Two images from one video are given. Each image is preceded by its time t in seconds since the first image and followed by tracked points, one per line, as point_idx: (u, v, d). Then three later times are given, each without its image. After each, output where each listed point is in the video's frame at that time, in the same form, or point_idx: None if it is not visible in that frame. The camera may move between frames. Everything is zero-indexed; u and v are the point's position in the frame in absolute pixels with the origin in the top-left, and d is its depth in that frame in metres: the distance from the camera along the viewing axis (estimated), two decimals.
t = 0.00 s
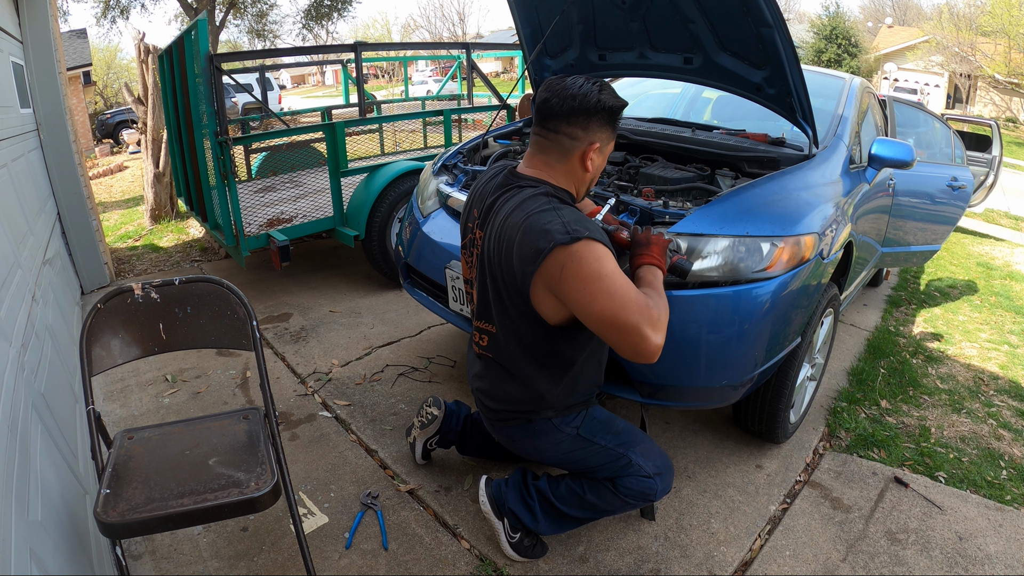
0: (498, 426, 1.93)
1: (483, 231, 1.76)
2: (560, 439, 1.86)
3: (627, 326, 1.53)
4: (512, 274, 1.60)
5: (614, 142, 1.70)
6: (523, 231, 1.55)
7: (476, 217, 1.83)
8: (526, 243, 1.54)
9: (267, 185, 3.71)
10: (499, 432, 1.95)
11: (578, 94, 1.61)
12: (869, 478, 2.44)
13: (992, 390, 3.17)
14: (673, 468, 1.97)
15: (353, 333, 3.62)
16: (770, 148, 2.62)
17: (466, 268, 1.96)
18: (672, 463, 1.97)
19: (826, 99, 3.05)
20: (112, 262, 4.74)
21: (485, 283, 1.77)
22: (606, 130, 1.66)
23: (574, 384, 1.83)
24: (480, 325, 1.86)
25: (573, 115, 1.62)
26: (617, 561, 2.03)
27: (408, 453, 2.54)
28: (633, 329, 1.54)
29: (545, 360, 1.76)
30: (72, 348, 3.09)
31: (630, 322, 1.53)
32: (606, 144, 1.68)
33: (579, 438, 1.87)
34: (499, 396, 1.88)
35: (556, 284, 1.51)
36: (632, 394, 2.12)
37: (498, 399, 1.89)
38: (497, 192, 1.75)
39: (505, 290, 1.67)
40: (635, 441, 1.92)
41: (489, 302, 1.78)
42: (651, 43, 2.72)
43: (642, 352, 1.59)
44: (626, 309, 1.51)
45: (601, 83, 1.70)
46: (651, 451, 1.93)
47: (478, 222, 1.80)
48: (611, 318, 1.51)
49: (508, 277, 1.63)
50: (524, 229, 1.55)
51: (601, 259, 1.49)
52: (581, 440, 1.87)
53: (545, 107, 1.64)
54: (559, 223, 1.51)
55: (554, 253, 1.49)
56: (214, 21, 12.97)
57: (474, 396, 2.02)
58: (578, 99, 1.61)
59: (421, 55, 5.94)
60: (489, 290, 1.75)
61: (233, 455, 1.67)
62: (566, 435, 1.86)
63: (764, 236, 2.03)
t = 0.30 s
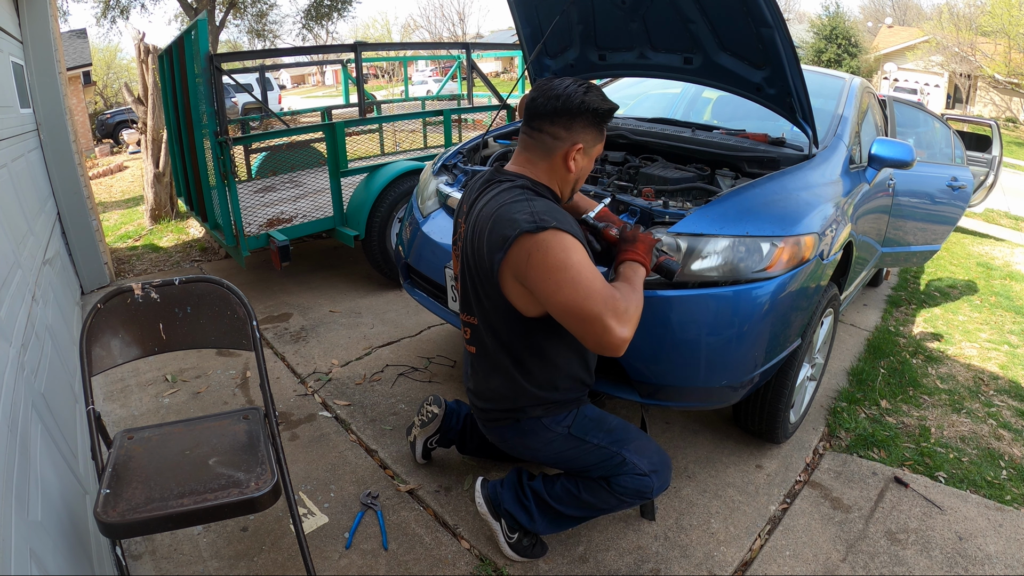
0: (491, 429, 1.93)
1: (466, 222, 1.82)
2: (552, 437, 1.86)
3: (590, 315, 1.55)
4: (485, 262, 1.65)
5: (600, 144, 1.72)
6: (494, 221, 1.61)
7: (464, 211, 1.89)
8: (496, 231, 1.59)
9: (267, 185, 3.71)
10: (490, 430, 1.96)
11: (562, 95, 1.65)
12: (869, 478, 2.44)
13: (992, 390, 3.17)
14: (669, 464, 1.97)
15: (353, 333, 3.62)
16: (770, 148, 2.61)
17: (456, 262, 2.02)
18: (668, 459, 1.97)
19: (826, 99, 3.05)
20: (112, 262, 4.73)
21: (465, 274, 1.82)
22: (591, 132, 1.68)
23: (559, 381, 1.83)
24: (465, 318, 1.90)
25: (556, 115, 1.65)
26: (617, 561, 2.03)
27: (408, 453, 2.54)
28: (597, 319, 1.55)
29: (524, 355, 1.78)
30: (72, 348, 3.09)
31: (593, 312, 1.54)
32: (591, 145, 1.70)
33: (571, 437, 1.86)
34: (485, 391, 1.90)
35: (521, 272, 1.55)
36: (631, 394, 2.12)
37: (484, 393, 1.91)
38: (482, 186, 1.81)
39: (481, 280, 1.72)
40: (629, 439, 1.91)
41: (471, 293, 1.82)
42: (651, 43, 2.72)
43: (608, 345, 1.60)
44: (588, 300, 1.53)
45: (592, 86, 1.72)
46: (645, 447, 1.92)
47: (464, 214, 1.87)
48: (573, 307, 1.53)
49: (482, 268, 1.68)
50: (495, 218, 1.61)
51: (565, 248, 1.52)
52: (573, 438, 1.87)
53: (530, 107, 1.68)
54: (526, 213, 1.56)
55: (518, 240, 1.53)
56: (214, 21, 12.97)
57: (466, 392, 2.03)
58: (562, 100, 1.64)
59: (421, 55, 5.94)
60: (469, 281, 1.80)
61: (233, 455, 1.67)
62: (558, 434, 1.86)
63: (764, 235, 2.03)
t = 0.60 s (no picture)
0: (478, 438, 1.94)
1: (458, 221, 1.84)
2: (536, 445, 1.86)
3: (570, 312, 1.55)
4: (470, 258, 1.67)
5: (595, 159, 1.73)
6: (482, 218, 1.63)
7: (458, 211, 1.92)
8: (483, 227, 1.61)
9: (267, 185, 3.71)
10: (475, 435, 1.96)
11: (561, 107, 1.67)
12: (869, 478, 2.44)
13: (992, 390, 3.17)
14: (661, 461, 1.96)
15: (353, 333, 3.62)
16: (770, 148, 2.61)
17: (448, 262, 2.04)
18: (660, 456, 1.96)
19: (826, 99, 3.05)
20: (112, 262, 4.73)
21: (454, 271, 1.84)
22: (586, 148, 1.70)
23: (542, 389, 1.83)
24: (452, 317, 1.92)
25: (552, 127, 1.67)
26: (617, 561, 2.03)
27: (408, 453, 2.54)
28: (576, 316, 1.56)
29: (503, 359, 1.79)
30: (72, 348, 3.09)
31: (573, 309, 1.55)
32: (586, 159, 1.72)
33: (555, 443, 1.87)
34: (468, 393, 1.91)
35: (504, 266, 1.57)
36: (628, 396, 2.13)
37: (467, 396, 1.92)
38: (476, 187, 1.84)
39: (467, 278, 1.74)
40: (617, 440, 1.91)
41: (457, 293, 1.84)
42: (651, 43, 2.72)
43: (588, 343, 1.61)
44: (569, 296, 1.54)
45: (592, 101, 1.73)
46: (635, 447, 1.92)
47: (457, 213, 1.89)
48: (553, 304, 1.54)
49: (468, 266, 1.69)
50: (483, 215, 1.63)
51: (549, 245, 1.53)
52: (558, 444, 1.87)
53: (529, 117, 1.71)
54: (513, 210, 1.58)
55: (503, 235, 1.55)
56: (214, 21, 12.97)
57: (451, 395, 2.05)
58: (560, 112, 1.66)
59: (421, 55, 5.94)
60: (457, 280, 1.82)
61: (233, 455, 1.67)
62: (541, 442, 1.86)
63: (765, 236, 2.03)
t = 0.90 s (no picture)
0: (469, 443, 1.95)
1: (456, 225, 1.84)
2: (526, 450, 1.87)
3: (583, 297, 1.56)
4: (471, 259, 1.66)
5: (595, 167, 1.75)
6: (484, 218, 1.63)
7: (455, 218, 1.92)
8: (485, 227, 1.61)
9: (267, 185, 3.71)
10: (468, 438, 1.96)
11: (563, 114, 1.68)
12: (869, 478, 2.44)
13: (992, 390, 3.17)
14: (655, 459, 1.96)
15: (353, 333, 3.62)
16: (770, 148, 2.62)
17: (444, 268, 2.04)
18: (654, 453, 1.96)
19: (826, 99, 3.05)
20: (112, 262, 4.74)
21: (451, 275, 1.84)
22: (587, 156, 1.71)
23: (534, 395, 1.85)
24: (446, 319, 1.92)
25: (554, 135, 1.68)
26: (617, 561, 2.03)
27: (408, 453, 2.54)
28: (591, 300, 1.57)
29: (498, 364, 1.80)
30: (72, 348, 3.09)
31: (586, 294, 1.56)
32: (586, 167, 1.74)
33: (546, 447, 1.88)
34: (458, 397, 1.91)
35: (509, 261, 1.57)
36: (628, 396, 2.13)
37: (456, 399, 1.93)
38: (473, 192, 1.84)
39: (467, 281, 1.73)
40: (609, 441, 1.91)
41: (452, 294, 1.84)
42: (651, 43, 2.72)
43: (604, 326, 1.62)
44: (581, 282, 1.55)
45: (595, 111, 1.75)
46: (627, 447, 1.92)
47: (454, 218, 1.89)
48: (566, 291, 1.55)
49: (467, 266, 1.69)
50: (484, 216, 1.63)
51: (556, 237, 1.55)
52: (548, 448, 1.88)
53: (531, 124, 1.72)
54: (516, 209, 1.59)
55: (507, 231, 1.55)
56: (214, 21, 12.97)
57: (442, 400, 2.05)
58: (563, 118, 1.68)
59: (421, 55, 5.94)
60: (454, 284, 1.82)
61: (233, 455, 1.67)
62: (531, 446, 1.87)
63: (764, 236, 2.03)
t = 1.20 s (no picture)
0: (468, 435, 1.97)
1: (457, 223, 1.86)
2: (523, 443, 1.87)
3: (597, 276, 1.58)
4: (474, 255, 1.68)
5: (597, 164, 1.77)
6: (486, 213, 1.66)
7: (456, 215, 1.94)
8: (488, 222, 1.64)
9: (267, 185, 3.71)
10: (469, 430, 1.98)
11: (564, 111, 1.70)
12: (869, 478, 2.44)
13: (992, 390, 3.17)
14: (653, 457, 1.95)
15: (353, 333, 3.62)
16: (770, 148, 2.62)
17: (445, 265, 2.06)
18: (651, 451, 1.95)
19: (826, 99, 3.05)
20: (112, 262, 4.74)
21: (453, 271, 1.85)
22: (589, 152, 1.73)
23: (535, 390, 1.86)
24: (446, 313, 1.95)
25: (556, 131, 1.71)
26: (617, 561, 2.03)
27: (408, 453, 2.54)
28: (605, 276, 1.59)
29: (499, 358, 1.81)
30: (72, 347, 3.09)
31: (600, 271, 1.58)
32: (587, 164, 1.75)
33: (542, 440, 1.88)
34: (460, 391, 1.93)
35: (518, 251, 1.59)
36: (627, 396, 2.13)
37: (455, 390, 1.95)
38: (472, 190, 1.86)
39: (469, 277, 1.75)
40: (606, 436, 1.90)
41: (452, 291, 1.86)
42: (651, 43, 2.72)
43: (621, 302, 1.63)
44: (593, 262, 1.57)
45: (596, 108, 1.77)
46: (624, 443, 1.91)
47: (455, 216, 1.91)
48: (579, 271, 1.57)
49: (469, 261, 1.71)
50: (487, 211, 1.66)
51: (561, 222, 1.57)
52: (545, 442, 1.88)
53: (533, 120, 1.74)
54: (519, 203, 1.62)
55: (513, 223, 1.58)
56: (214, 21, 12.97)
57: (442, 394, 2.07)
58: (564, 114, 1.70)
59: (421, 55, 5.94)
60: (456, 280, 1.83)
61: (233, 455, 1.67)
62: (528, 439, 1.87)
63: (764, 236, 2.03)
